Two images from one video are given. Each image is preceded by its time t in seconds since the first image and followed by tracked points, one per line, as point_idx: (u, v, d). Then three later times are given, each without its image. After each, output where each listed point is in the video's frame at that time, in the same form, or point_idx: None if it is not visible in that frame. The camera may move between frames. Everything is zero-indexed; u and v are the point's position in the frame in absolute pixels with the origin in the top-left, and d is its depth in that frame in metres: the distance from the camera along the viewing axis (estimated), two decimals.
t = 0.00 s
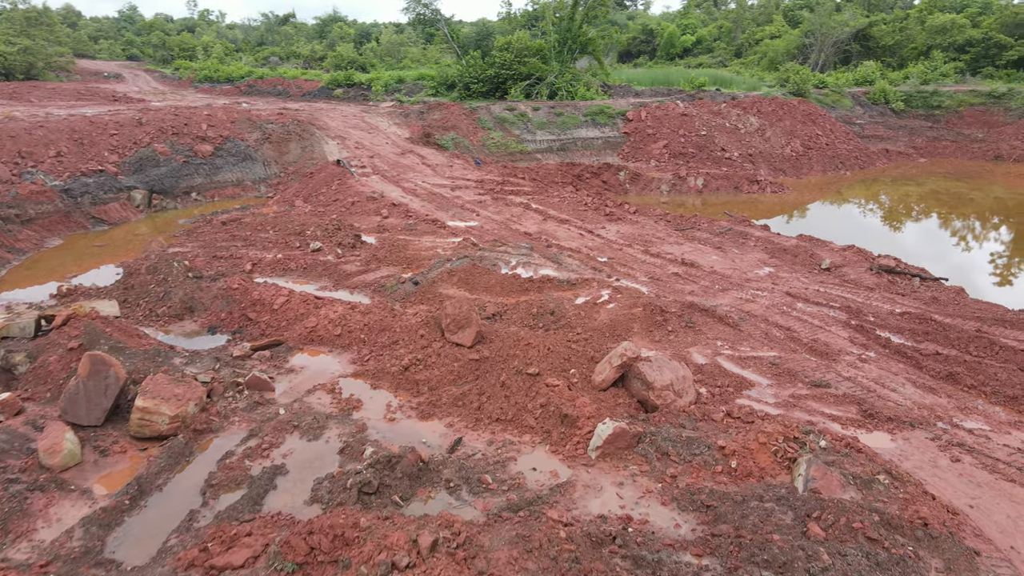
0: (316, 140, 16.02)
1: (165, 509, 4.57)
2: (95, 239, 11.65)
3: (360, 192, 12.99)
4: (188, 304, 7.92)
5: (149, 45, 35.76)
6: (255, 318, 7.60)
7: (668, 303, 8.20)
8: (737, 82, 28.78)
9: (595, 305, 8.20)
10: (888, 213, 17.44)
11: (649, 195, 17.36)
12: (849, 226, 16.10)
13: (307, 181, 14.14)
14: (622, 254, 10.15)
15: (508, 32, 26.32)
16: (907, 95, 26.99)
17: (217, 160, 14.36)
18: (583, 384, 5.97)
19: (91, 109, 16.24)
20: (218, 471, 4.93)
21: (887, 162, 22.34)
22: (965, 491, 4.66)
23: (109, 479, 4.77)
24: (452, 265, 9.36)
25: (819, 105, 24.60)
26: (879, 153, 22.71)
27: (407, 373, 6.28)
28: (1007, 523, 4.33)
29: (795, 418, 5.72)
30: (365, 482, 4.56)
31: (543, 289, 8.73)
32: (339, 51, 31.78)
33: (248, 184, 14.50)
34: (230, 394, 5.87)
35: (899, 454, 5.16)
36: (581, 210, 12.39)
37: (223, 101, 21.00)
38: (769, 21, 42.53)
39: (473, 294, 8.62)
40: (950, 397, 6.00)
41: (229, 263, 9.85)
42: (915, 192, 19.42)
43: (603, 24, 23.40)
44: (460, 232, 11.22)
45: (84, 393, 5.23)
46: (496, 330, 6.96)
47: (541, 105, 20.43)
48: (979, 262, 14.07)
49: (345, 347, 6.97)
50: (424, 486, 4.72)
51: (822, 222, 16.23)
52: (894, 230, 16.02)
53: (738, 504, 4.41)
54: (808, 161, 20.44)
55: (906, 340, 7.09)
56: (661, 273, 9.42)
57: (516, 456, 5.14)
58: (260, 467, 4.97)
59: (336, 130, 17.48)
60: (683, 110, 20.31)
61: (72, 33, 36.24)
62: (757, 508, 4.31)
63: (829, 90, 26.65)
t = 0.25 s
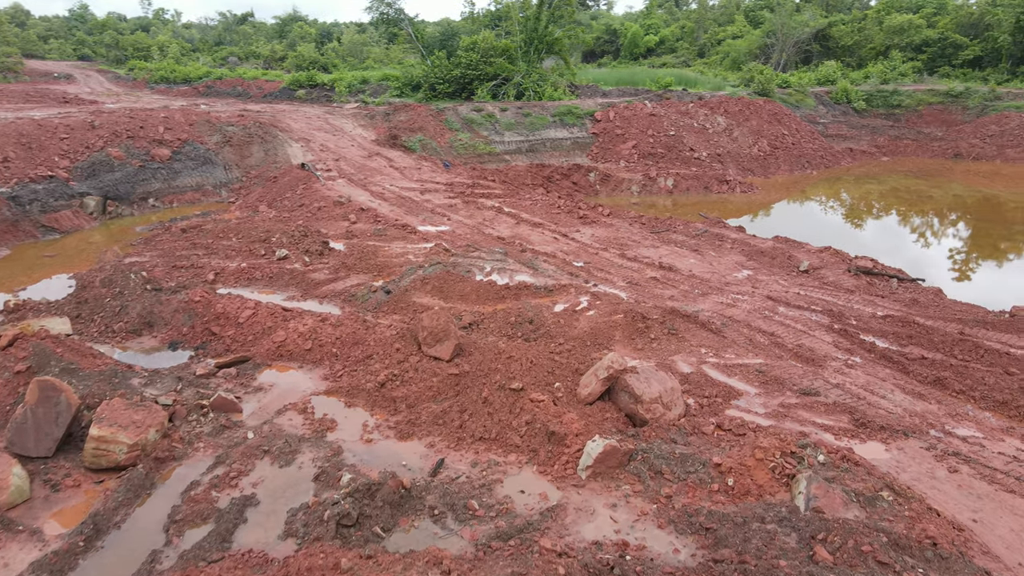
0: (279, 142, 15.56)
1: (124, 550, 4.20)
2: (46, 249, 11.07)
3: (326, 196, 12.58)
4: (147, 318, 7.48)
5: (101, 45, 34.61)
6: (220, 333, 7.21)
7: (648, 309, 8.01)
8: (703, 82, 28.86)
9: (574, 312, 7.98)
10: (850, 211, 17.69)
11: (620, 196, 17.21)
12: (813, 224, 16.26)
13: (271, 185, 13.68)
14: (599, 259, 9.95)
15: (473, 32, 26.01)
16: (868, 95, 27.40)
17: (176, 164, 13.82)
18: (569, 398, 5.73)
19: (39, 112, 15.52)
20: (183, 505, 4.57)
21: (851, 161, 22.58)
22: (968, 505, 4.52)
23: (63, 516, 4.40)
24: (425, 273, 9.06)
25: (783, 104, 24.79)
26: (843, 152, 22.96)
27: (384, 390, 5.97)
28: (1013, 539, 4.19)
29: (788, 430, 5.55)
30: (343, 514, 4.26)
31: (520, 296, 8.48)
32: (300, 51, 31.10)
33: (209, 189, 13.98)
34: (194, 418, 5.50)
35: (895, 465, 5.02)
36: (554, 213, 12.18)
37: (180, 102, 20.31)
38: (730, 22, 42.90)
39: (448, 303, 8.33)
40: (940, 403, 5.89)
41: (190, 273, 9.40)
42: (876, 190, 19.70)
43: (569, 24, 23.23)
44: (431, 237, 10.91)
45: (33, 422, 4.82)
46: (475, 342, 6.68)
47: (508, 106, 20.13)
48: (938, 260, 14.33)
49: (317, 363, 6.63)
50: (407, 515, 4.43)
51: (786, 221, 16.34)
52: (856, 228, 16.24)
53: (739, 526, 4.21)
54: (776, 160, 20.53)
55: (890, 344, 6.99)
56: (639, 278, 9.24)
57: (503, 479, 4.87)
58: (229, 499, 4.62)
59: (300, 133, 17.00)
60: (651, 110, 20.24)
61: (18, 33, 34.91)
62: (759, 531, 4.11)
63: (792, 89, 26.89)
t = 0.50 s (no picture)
0: (240, 145, 15.06)
1: None
2: None
3: (292, 201, 12.17)
4: (104, 335, 7.05)
5: (51, 45, 33.41)
6: (183, 350, 6.81)
7: (629, 316, 7.82)
8: (669, 81, 28.91)
9: (555, 320, 7.74)
10: (813, 209, 17.86)
11: (591, 198, 17.03)
12: (778, 223, 16.36)
13: (233, 190, 13.20)
14: (575, 263, 9.75)
15: (438, 32, 25.65)
16: (831, 94, 27.75)
17: (132, 169, 13.26)
18: (555, 413, 5.49)
19: None
20: (145, 544, 4.22)
21: (816, 161, 22.79)
22: (972, 519, 4.39)
23: (12, 558, 3.94)
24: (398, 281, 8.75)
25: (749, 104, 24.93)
26: (808, 151, 23.16)
27: (359, 409, 5.66)
28: (1020, 555, 4.07)
29: (781, 442, 5.38)
30: (321, 551, 3.97)
31: (497, 305, 8.23)
32: (260, 51, 30.39)
33: (168, 195, 13.44)
34: (155, 445, 5.13)
35: (893, 477, 4.88)
36: (527, 216, 11.94)
37: (135, 104, 19.60)
38: (693, 22, 43.17)
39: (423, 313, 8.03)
40: (931, 410, 5.78)
41: (149, 285, 8.95)
42: (840, 189, 19.91)
43: (535, 24, 23.00)
44: (402, 243, 10.60)
45: None
46: (454, 355, 6.41)
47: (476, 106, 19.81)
48: (899, 256, 14.51)
49: (287, 380, 6.29)
50: (389, 549, 4.16)
51: (752, 219, 16.41)
52: (819, 226, 16.40)
53: (742, 550, 4.01)
54: (743, 160, 20.59)
55: (875, 349, 6.90)
56: (617, 283, 9.06)
57: (491, 504, 4.61)
58: (195, 535, 4.28)
59: (262, 135, 16.50)
60: (620, 110, 20.13)
61: None
62: (762, 555, 3.93)
63: (757, 89, 27.06)
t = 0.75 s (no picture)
0: (200, 149, 14.52)
1: None
2: None
3: (256, 207, 11.74)
4: (56, 354, 6.60)
5: None
6: (143, 368, 6.41)
7: (610, 323, 7.62)
8: (635, 82, 28.87)
9: (534, 329, 7.51)
10: (777, 207, 17.95)
11: (562, 200, 16.84)
12: (744, 222, 16.38)
13: (194, 195, 12.70)
14: (552, 269, 9.53)
15: (402, 32, 25.23)
16: (794, 94, 28.09)
17: (85, 175, 12.67)
18: (543, 430, 5.24)
19: None
20: None
21: (782, 160, 22.94)
22: (977, 534, 4.26)
23: None
24: (370, 290, 8.42)
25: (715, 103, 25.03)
26: (775, 151, 23.32)
27: (335, 430, 5.34)
28: None
29: (775, 455, 5.21)
30: None
31: (473, 313, 7.97)
32: (218, 51, 29.58)
33: (124, 201, 12.88)
34: (114, 476, 4.75)
35: (892, 490, 4.74)
36: (500, 220, 11.69)
37: (87, 106, 18.84)
38: (656, 22, 43.34)
39: (397, 324, 7.73)
40: (923, 417, 5.67)
41: (106, 298, 8.49)
42: (805, 188, 20.06)
43: (501, 24, 22.75)
44: (373, 250, 10.26)
45: None
46: (433, 369, 6.12)
47: (443, 107, 19.39)
48: (862, 253, 14.61)
49: (256, 399, 5.93)
50: None
51: (718, 218, 16.38)
52: (784, 224, 16.47)
53: None
54: (712, 160, 20.62)
55: (861, 353, 6.80)
56: (596, 288, 8.86)
57: (480, 532, 4.34)
58: None
59: (223, 138, 15.97)
60: (588, 110, 19.99)
61: None
62: None
63: (722, 89, 27.18)
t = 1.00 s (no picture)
0: (158, 153, 13.95)
1: None
2: None
3: (219, 213, 11.30)
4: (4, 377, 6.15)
5: None
6: (100, 390, 6.00)
7: (592, 331, 7.41)
8: (601, 82, 28.77)
9: (514, 339, 7.27)
10: (743, 207, 17.97)
11: (532, 202, 16.62)
12: (710, 221, 16.35)
13: (152, 202, 12.18)
14: (528, 274, 9.30)
15: (365, 32, 24.78)
16: (759, 93, 28.33)
17: (35, 181, 12.08)
18: (530, 450, 5.00)
19: None
20: None
21: (749, 160, 23.06)
22: (984, 550, 4.13)
23: None
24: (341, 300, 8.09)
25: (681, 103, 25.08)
26: (742, 150, 23.43)
27: (310, 454, 5.02)
28: None
29: (772, 469, 5.05)
30: None
31: (450, 323, 7.70)
32: (174, 51, 28.73)
33: (78, 208, 12.31)
34: (69, 513, 4.37)
35: (892, 504, 4.60)
36: (473, 224, 11.42)
37: (36, 108, 18.06)
38: (619, 22, 43.42)
39: (371, 336, 7.42)
40: (915, 424, 5.57)
41: (59, 313, 8.02)
42: (771, 187, 20.15)
43: (466, 24, 22.45)
44: (343, 257, 9.92)
45: None
46: (412, 386, 5.84)
47: (410, 109, 18.91)
48: (826, 251, 14.66)
49: (224, 422, 5.58)
50: None
51: (685, 218, 16.33)
52: (750, 223, 16.48)
53: None
54: (681, 160, 20.61)
55: (848, 359, 6.69)
56: (574, 295, 8.65)
57: (470, 563, 4.08)
58: None
59: (182, 141, 15.41)
60: (557, 111, 19.81)
61: None
62: None
63: (689, 89, 27.25)
